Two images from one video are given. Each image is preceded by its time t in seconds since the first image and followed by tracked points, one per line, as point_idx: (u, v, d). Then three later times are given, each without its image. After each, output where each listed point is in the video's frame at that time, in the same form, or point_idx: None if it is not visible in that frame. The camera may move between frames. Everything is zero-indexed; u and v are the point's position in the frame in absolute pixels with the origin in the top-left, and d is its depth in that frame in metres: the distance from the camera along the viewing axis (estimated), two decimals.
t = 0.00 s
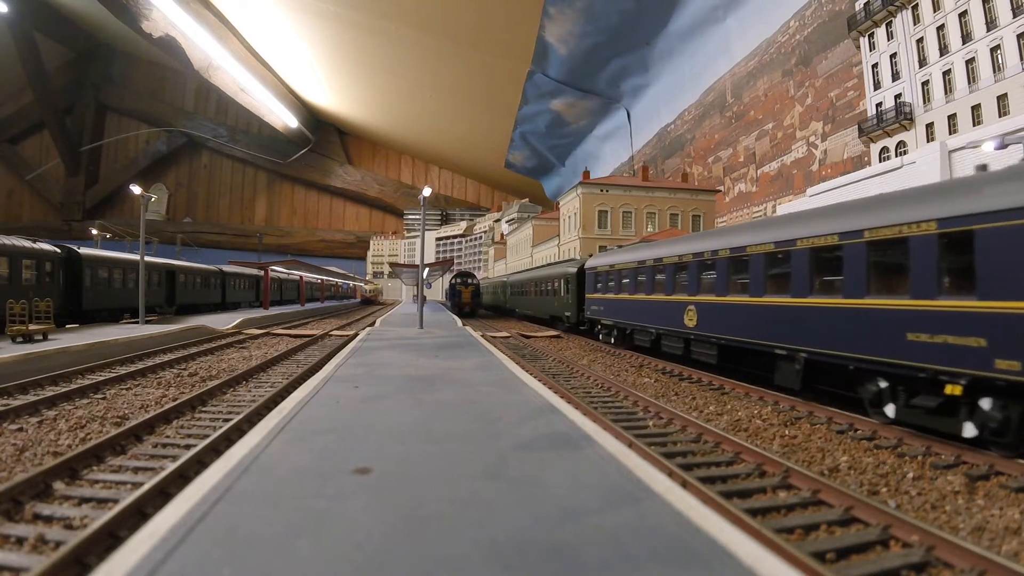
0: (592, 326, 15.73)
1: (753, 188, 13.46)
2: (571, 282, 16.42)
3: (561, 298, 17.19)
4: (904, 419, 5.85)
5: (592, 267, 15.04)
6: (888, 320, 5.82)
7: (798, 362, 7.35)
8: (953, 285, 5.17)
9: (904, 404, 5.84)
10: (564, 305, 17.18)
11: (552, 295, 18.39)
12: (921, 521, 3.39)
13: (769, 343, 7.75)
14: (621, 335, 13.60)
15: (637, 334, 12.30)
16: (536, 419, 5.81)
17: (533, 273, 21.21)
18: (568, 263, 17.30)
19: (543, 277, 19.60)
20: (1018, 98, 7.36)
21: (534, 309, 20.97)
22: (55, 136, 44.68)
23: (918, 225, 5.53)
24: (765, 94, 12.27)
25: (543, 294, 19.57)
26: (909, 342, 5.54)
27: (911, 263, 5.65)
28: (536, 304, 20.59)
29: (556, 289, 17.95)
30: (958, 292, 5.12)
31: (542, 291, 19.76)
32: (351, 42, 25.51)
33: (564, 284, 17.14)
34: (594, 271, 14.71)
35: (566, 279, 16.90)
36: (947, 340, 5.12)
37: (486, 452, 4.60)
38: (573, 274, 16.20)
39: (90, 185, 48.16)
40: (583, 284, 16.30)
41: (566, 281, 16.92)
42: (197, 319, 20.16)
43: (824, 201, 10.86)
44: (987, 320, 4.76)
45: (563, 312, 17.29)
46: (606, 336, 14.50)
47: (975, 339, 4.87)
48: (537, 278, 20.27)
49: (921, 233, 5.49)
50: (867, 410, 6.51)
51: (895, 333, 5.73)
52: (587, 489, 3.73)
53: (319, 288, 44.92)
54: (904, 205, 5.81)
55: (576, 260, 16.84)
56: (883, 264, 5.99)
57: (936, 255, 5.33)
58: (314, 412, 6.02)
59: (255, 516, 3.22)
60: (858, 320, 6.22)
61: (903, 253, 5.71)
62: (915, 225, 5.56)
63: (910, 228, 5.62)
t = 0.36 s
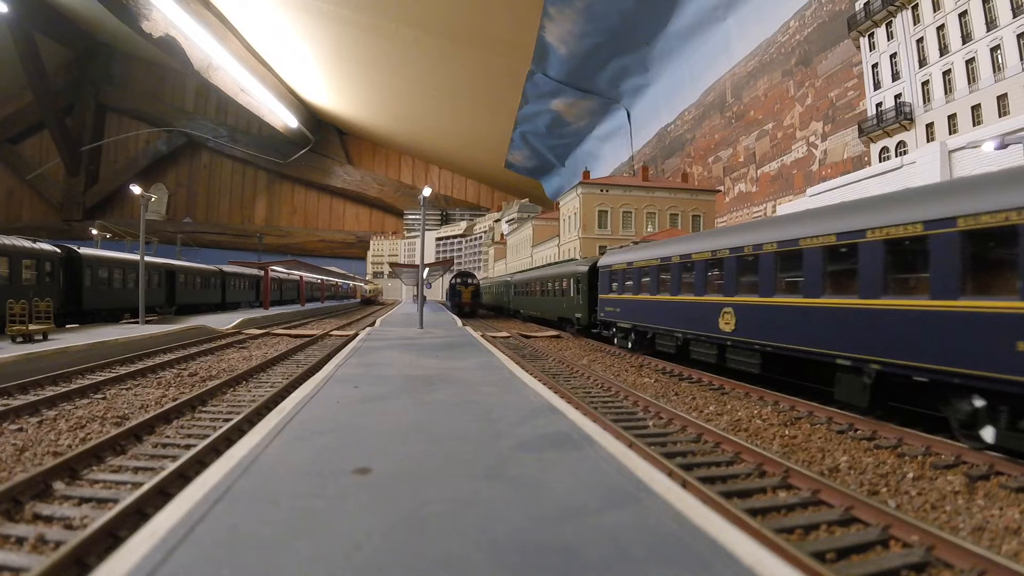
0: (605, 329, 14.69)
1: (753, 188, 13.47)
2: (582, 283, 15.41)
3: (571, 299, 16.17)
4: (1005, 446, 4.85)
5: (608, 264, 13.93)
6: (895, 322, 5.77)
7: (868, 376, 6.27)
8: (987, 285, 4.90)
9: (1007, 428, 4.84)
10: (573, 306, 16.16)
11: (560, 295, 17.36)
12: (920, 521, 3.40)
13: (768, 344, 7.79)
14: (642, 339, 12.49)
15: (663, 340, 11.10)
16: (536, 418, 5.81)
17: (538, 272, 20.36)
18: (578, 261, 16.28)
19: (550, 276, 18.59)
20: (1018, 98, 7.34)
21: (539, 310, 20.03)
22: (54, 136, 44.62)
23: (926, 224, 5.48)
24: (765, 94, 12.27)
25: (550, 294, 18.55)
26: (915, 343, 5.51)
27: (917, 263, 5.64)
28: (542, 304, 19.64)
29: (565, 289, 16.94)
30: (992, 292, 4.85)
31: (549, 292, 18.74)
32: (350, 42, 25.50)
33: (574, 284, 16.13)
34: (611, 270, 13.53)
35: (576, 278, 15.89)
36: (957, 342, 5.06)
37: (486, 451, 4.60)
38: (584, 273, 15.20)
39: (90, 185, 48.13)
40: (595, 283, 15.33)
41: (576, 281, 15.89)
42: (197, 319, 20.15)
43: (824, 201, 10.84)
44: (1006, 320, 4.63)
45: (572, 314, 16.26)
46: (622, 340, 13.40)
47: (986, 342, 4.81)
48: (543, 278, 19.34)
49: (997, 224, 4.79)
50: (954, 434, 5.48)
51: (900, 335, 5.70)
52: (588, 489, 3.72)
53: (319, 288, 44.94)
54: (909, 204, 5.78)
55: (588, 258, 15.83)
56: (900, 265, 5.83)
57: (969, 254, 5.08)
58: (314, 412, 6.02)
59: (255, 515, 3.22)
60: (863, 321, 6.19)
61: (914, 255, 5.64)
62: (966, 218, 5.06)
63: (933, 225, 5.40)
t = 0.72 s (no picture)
0: (620, 332, 13.76)
1: (753, 188, 13.47)
2: (594, 282, 14.48)
3: (582, 300, 15.24)
4: None
5: (623, 261, 12.89)
6: (892, 323, 5.86)
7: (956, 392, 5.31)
8: (983, 285, 4.96)
9: None
10: (584, 307, 15.24)
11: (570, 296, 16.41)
12: (921, 521, 3.40)
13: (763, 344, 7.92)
14: (664, 343, 11.51)
15: (691, 344, 10.11)
16: (536, 418, 5.81)
17: (544, 271, 19.61)
18: (589, 259, 15.36)
19: (558, 275, 17.68)
20: (1018, 98, 7.34)
21: (547, 311, 19.14)
22: (55, 136, 44.65)
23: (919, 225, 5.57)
24: (765, 94, 12.27)
25: (559, 294, 17.60)
26: (911, 342, 5.60)
27: (902, 263, 5.82)
28: (549, 305, 18.75)
29: (575, 289, 16.02)
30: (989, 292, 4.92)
31: (558, 292, 17.77)
32: (350, 41, 25.47)
33: (585, 283, 15.22)
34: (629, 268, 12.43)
35: (588, 277, 14.98)
36: (952, 341, 5.17)
37: (486, 451, 4.60)
38: (596, 272, 14.28)
39: (90, 185, 48.13)
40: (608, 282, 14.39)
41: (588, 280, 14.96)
42: (197, 319, 20.16)
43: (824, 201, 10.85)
44: (995, 320, 4.77)
45: (584, 316, 15.30)
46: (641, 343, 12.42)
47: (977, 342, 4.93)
48: (551, 277, 18.46)
49: None
50: None
51: (896, 335, 5.80)
52: (588, 489, 3.72)
53: (319, 288, 44.94)
54: (905, 204, 5.85)
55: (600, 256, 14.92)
56: (894, 265, 5.90)
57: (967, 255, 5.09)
58: (314, 412, 6.02)
59: (254, 516, 3.22)
60: (860, 321, 6.28)
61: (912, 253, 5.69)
62: (965, 218, 5.09)
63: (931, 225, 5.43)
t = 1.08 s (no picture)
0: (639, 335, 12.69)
1: (753, 188, 13.48)
2: (609, 281, 13.45)
3: (595, 300, 14.23)
4: None
5: (644, 260, 11.79)
6: (889, 322, 5.88)
7: None
8: (1013, 284, 4.71)
9: None
10: (598, 308, 14.21)
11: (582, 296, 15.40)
12: (921, 521, 3.39)
13: (759, 343, 7.98)
14: (693, 348, 10.34)
15: (726, 351, 8.98)
16: (536, 418, 5.81)
17: (552, 270, 18.65)
18: (604, 257, 14.32)
19: (568, 274, 16.69)
20: (1018, 98, 7.35)
21: (556, 312, 18.11)
22: (55, 136, 44.66)
23: (921, 225, 5.56)
24: (765, 94, 12.27)
25: (569, 294, 16.57)
26: (909, 342, 5.61)
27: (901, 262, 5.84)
28: (559, 305, 17.74)
29: (587, 288, 14.98)
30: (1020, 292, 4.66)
31: (568, 292, 16.75)
32: (350, 41, 25.47)
33: (598, 282, 14.19)
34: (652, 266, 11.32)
35: (602, 276, 13.93)
36: (952, 342, 5.15)
37: (485, 451, 4.60)
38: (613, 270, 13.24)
39: (89, 185, 48.09)
40: (624, 282, 13.38)
41: (603, 279, 13.91)
42: (197, 319, 20.15)
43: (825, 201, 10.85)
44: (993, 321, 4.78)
45: (598, 318, 14.24)
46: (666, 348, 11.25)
47: (978, 342, 4.92)
48: (560, 276, 17.46)
49: None
50: None
51: (894, 335, 5.81)
52: (588, 489, 3.72)
53: (319, 288, 44.91)
54: (904, 204, 5.86)
55: (616, 253, 13.88)
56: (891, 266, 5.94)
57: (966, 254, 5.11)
58: (314, 412, 6.02)
59: (254, 516, 3.21)
60: (857, 321, 6.30)
61: (912, 253, 5.68)
62: (975, 216, 5.00)
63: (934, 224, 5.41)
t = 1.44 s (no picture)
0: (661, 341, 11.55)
1: (753, 188, 13.48)
2: (626, 281, 12.33)
3: (611, 302, 13.11)
4: None
5: (669, 256, 10.67)
6: (884, 321, 5.92)
7: None
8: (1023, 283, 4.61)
9: None
10: (614, 310, 13.10)
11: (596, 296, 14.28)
12: (920, 521, 3.39)
13: (756, 343, 8.05)
14: (728, 357, 9.22)
15: (774, 359, 7.92)
16: (536, 418, 5.81)
17: (561, 269, 17.61)
18: (621, 255, 13.19)
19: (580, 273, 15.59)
20: (1018, 98, 7.35)
21: (567, 314, 17.01)
22: (55, 136, 44.69)
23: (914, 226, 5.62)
24: (765, 94, 12.27)
25: (581, 294, 15.45)
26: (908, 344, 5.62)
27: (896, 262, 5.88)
28: (569, 306, 16.65)
29: (602, 288, 13.88)
30: None
31: (580, 292, 15.65)
32: (349, 41, 25.47)
33: (614, 282, 13.08)
34: (680, 262, 10.19)
35: (618, 276, 12.84)
36: (951, 341, 5.15)
37: (486, 451, 4.60)
38: (631, 269, 12.12)
39: (90, 185, 48.09)
40: (644, 283, 12.18)
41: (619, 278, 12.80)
42: (197, 319, 20.15)
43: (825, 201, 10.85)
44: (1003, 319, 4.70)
45: (614, 321, 13.09)
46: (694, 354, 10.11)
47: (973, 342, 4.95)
48: (571, 275, 16.37)
49: None
50: None
51: (890, 335, 5.85)
52: (587, 489, 3.73)
53: (319, 288, 44.89)
54: (899, 205, 5.91)
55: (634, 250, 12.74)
56: (883, 266, 6.03)
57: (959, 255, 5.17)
58: (314, 412, 6.02)
59: (254, 516, 3.21)
60: (854, 321, 6.32)
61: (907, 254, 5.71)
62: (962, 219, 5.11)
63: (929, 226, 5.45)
